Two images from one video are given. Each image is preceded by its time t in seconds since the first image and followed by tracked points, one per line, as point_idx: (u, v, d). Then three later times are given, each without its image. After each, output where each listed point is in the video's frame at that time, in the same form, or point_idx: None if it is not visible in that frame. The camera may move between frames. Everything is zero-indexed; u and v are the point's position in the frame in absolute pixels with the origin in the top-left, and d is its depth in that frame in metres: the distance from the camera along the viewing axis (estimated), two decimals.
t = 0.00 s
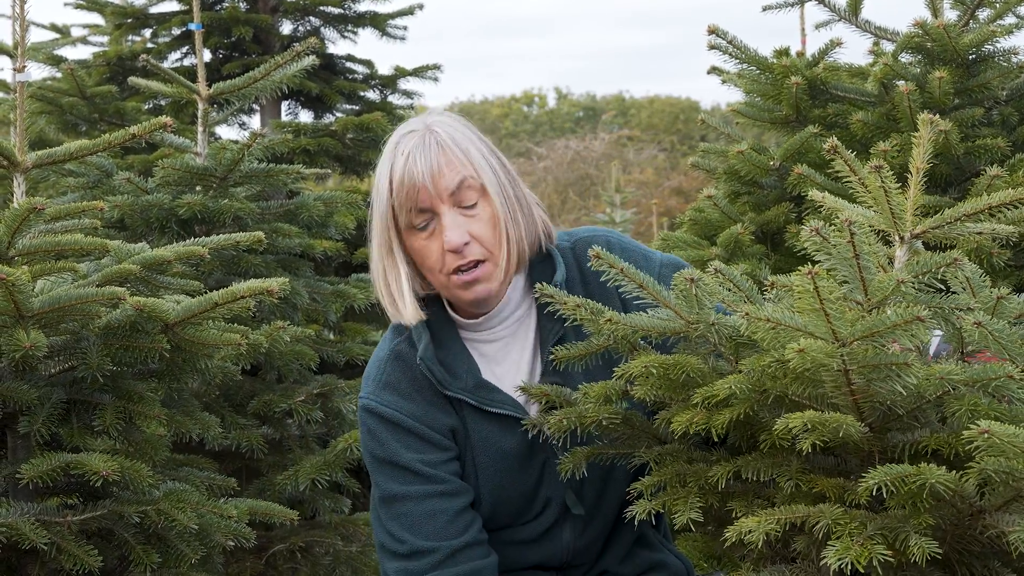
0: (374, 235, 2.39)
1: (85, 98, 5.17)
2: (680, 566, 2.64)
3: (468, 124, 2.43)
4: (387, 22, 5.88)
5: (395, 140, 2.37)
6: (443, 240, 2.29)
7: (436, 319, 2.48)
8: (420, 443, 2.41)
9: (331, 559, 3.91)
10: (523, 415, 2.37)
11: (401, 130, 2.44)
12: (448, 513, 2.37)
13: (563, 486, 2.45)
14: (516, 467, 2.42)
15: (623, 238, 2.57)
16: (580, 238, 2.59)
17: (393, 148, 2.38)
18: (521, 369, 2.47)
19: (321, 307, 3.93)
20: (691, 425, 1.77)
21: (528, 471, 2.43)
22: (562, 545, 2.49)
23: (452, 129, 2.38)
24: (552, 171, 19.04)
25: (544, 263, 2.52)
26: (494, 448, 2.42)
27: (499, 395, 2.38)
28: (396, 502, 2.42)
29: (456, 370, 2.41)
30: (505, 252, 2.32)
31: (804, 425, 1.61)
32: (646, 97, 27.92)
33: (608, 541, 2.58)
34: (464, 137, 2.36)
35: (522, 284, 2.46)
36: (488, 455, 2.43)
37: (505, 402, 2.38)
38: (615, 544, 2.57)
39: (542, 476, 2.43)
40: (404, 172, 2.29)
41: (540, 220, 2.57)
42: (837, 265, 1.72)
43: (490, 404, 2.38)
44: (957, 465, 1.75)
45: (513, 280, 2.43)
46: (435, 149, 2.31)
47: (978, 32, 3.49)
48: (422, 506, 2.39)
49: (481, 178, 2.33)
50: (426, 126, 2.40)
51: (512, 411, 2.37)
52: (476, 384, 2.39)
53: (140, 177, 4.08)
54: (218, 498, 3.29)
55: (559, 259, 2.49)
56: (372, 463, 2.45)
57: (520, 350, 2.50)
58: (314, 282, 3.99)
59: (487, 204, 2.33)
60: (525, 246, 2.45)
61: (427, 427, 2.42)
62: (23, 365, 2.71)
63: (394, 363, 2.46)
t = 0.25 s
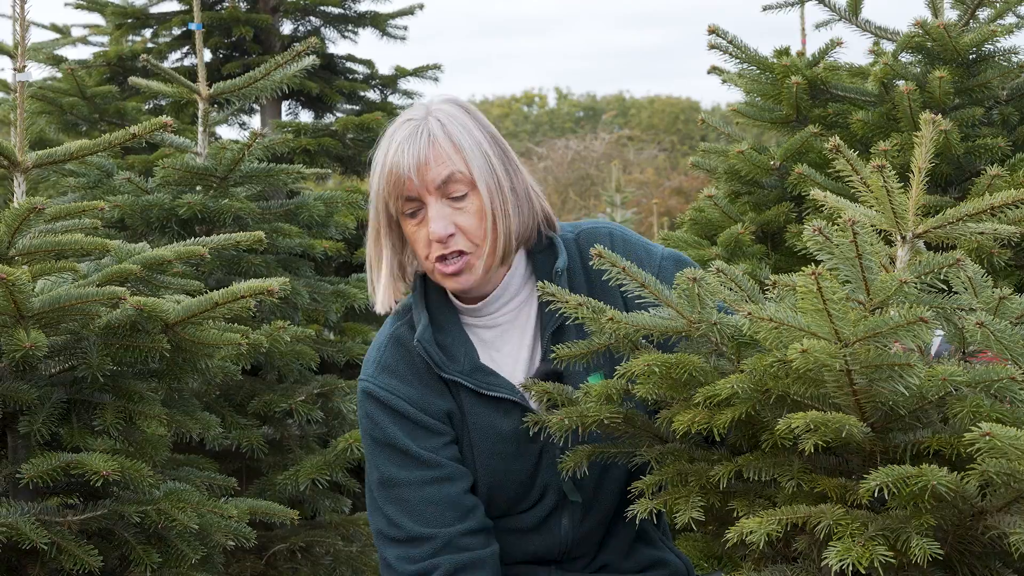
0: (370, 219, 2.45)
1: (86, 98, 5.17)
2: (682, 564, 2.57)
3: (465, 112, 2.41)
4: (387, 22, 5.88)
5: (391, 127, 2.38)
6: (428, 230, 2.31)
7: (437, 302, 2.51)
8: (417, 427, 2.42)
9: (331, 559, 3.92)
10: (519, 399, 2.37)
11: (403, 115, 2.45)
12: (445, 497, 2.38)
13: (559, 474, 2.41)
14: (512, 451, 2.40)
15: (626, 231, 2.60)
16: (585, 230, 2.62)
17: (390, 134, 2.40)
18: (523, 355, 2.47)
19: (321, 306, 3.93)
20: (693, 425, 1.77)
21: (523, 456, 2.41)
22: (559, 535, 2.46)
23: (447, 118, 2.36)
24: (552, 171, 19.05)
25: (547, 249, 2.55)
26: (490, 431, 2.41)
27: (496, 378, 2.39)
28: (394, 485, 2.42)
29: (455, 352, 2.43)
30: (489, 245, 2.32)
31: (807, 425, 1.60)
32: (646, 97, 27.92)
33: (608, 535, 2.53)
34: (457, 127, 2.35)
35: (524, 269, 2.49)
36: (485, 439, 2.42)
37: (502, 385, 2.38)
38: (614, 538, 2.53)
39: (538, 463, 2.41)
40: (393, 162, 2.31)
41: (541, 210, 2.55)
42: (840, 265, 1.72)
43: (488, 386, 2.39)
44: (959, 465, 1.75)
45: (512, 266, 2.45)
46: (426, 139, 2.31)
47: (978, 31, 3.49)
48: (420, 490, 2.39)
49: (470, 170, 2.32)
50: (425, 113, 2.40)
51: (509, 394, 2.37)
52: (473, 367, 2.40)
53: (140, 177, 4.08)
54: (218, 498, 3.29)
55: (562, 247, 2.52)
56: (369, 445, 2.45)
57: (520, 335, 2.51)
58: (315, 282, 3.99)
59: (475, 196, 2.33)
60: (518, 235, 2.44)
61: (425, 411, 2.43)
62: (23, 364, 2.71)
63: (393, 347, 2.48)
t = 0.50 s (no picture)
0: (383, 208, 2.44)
1: (86, 98, 5.17)
2: (682, 565, 2.53)
3: (478, 102, 2.43)
4: (387, 22, 5.88)
5: (406, 116, 2.39)
6: (446, 217, 2.32)
7: (439, 293, 2.52)
8: (415, 417, 2.42)
9: (331, 559, 3.92)
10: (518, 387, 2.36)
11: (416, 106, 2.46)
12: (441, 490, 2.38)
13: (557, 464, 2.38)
14: (512, 439, 2.38)
15: (629, 230, 2.60)
16: (589, 227, 2.62)
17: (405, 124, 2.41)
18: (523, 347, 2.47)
19: (321, 307, 3.93)
20: (692, 425, 1.77)
21: (523, 445, 2.38)
22: (558, 529, 2.43)
23: (462, 107, 2.38)
24: (552, 171, 19.05)
25: (551, 242, 2.53)
26: (488, 420, 2.40)
27: (495, 368, 2.39)
28: (390, 478, 2.42)
29: (455, 342, 2.44)
30: (506, 231, 2.34)
31: (805, 425, 1.60)
32: (646, 97, 27.92)
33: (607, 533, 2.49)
34: (472, 116, 2.37)
35: (527, 263, 2.49)
36: (483, 428, 2.41)
37: (501, 374, 2.38)
38: (613, 538, 2.48)
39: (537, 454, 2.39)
40: (411, 150, 2.32)
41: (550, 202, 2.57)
42: (837, 265, 1.72)
43: (488, 375, 2.38)
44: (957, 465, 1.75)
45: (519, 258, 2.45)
46: (443, 127, 2.33)
47: (978, 31, 3.49)
48: (418, 481, 2.40)
49: (487, 157, 2.34)
50: (439, 103, 2.41)
51: (509, 383, 2.37)
52: (473, 357, 2.40)
53: (140, 177, 4.08)
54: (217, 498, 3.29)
55: (564, 240, 2.51)
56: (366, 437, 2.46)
57: (521, 326, 2.50)
58: (314, 282, 3.99)
59: (492, 183, 2.34)
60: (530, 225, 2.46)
61: (423, 402, 2.43)
62: (23, 365, 2.71)
63: (393, 338, 2.48)
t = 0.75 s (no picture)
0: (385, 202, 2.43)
1: (84, 99, 5.17)
2: (679, 565, 2.52)
3: (480, 99, 2.42)
4: (386, 23, 5.88)
5: (408, 111, 2.39)
6: (448, 213, 2.31)
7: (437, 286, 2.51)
8: (401, 410, 2.42)
9: (329, 559, 3.92)
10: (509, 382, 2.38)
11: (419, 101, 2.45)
12: (413, 485, 2.40)
13: (549, 460, 2.37)
14: (501, 433, 2.38)
15: (631, 232, 2.59)
16: (591, 227, 2.62)
17: (407, 119, 2.40)
18: (518, 342, 2.47)
19: (320, 307, 3.93)
20: (689, 425, 1.78)
21: (511, 440, 2.38)
22: (550, 526, 2.43)
23: (464, 103, 2.38)
24: (552, 171, 19.04)
25: (551, 240, 2.53)
26: (479, 413, 2.40)
27: (487, 363, 2.40)
28: (363, 470, 2.43)
29: (448, 334, 2.44)
30: (508, 228, 2.33)
31: (802, 429, 1.61)
32: (646, 97, 27.92)
33: (603, 532, 2.49)
34: (475, 112, 2.37)
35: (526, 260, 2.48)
36: (472, 422, 2.41)
37: (494, 368, 2.39)
38: (609, 536, 2.48)
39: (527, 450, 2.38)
40: (414, 145, 2.31)
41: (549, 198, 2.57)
42: (835, 266, 1.71)
43: (480, 369, 2.39)
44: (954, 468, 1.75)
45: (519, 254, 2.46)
46: (447, 123, 2.33)
47: (976, 32, 3.49)
48: (391, 475, 2.41)
49: (489, 154, 2.33)
50: (442, 99, 2.41)
51: (499, 378, 2.38)
52: (465, 351, 2.40)
53: (138, 177, 4.08)
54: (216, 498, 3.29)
55: (565, 237, 2.51)
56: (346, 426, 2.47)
57: (518, 321, 2.51)
58: (313, 282, 3.99)
59: (494, 179, 2.34)
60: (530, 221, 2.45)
61: (412, 394, 2.44)
62: (20, 365, 2.71)
63: (386, 327, 2.50)
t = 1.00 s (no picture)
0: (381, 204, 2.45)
1: (84, 99, 5.17)
2: (678, 565, 2.53)
3: (477, 102, 2.41)
4: (386, 23, 5.88)
5: (404, 114, 2.39)
6: (439, 216, 2.31)
7: (434, 286, 2.52)
8: (400, 409, 2.42)
9: (329, 560, 3.93)
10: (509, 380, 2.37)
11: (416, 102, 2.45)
12: (413, 486, 2.40)
13: (549, 458, 2.37)
14: (500, 431, 2.38)
15: (626, 229, 2.59)
16: (588, 225, 2.61)
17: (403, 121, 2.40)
18: (517, 340, 2.47)
19: (320, 307, 3.93)
20: (688, 425, 1.78)
21: (511, 438, 2.38)
22: (550, 524, 2.42)
23: (459, 107, 2.37)
24: (552, 171, 19.04)
25: (549, 238, 2.52)
26: (478, 411, 2.40)
27: (486, 360, 2.39)
28: (363, 471, 2.44)
29: (446, 334, 2.44)
30: (499, 232, 2.32)
31: (800, 424, 1.61)
32: (647, 97, 27.92)
33: (603, 530, 2.48)
34: (469, 116, 2.36)
35: (525, 256, 2.50)
36: (472, 420, 2.41)
37: (493, 366, 2.38)
38: (608, 536, 2.48)
39: (526, 447, 2.38)
40: (406, 148, 2.32)
41: (547, 199, 2.55)
42: (834, 265, 1.71)
43: (479, 367, 2.39)
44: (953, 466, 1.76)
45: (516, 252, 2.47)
46: (439, 126, 2.32)
47: (976, 32, 3.49)
48: (391, 476, 2.41)
49: (482, 158, 2.33)
50: (437, 100, 2.40)
51: (499, 375, 2.37)
52: (464, 349, 2.41)
53: (138, 178, 4.08)
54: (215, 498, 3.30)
55: (562, 236, 2.51)
56: (347, 428, 2.47)
57: (517, 319, 2.51)
58: (313, 282, 4.00)
59: (486, 183, 2.33)
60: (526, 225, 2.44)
61: (412, 394, 2.44)
62: (19, 365, 2.71)
63: (385, 328, 2.51)
